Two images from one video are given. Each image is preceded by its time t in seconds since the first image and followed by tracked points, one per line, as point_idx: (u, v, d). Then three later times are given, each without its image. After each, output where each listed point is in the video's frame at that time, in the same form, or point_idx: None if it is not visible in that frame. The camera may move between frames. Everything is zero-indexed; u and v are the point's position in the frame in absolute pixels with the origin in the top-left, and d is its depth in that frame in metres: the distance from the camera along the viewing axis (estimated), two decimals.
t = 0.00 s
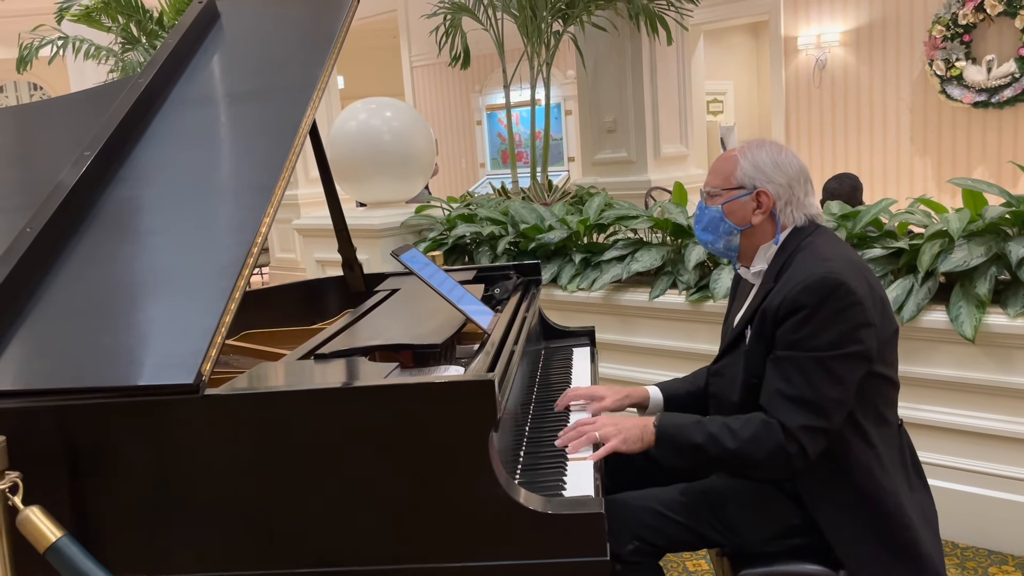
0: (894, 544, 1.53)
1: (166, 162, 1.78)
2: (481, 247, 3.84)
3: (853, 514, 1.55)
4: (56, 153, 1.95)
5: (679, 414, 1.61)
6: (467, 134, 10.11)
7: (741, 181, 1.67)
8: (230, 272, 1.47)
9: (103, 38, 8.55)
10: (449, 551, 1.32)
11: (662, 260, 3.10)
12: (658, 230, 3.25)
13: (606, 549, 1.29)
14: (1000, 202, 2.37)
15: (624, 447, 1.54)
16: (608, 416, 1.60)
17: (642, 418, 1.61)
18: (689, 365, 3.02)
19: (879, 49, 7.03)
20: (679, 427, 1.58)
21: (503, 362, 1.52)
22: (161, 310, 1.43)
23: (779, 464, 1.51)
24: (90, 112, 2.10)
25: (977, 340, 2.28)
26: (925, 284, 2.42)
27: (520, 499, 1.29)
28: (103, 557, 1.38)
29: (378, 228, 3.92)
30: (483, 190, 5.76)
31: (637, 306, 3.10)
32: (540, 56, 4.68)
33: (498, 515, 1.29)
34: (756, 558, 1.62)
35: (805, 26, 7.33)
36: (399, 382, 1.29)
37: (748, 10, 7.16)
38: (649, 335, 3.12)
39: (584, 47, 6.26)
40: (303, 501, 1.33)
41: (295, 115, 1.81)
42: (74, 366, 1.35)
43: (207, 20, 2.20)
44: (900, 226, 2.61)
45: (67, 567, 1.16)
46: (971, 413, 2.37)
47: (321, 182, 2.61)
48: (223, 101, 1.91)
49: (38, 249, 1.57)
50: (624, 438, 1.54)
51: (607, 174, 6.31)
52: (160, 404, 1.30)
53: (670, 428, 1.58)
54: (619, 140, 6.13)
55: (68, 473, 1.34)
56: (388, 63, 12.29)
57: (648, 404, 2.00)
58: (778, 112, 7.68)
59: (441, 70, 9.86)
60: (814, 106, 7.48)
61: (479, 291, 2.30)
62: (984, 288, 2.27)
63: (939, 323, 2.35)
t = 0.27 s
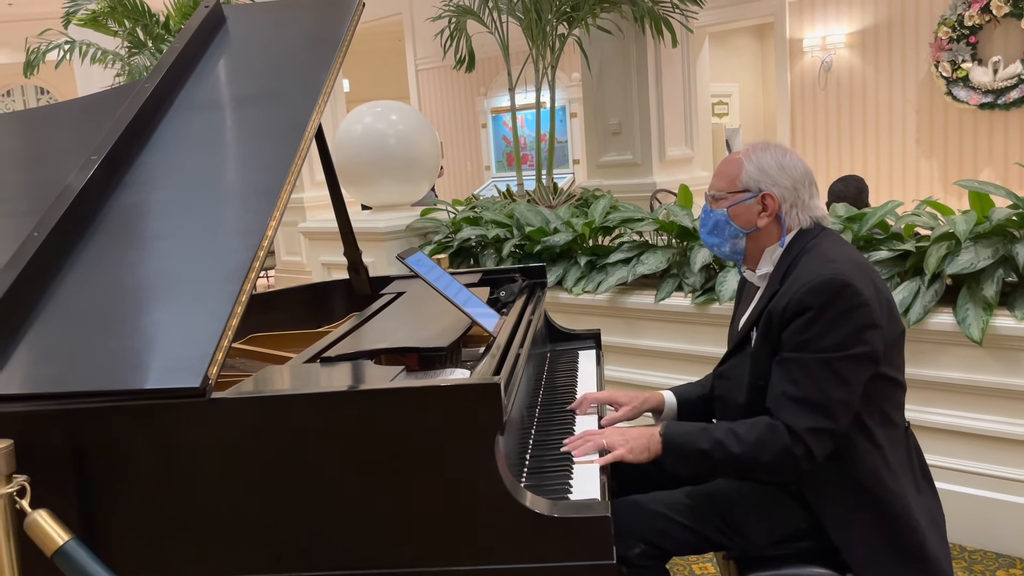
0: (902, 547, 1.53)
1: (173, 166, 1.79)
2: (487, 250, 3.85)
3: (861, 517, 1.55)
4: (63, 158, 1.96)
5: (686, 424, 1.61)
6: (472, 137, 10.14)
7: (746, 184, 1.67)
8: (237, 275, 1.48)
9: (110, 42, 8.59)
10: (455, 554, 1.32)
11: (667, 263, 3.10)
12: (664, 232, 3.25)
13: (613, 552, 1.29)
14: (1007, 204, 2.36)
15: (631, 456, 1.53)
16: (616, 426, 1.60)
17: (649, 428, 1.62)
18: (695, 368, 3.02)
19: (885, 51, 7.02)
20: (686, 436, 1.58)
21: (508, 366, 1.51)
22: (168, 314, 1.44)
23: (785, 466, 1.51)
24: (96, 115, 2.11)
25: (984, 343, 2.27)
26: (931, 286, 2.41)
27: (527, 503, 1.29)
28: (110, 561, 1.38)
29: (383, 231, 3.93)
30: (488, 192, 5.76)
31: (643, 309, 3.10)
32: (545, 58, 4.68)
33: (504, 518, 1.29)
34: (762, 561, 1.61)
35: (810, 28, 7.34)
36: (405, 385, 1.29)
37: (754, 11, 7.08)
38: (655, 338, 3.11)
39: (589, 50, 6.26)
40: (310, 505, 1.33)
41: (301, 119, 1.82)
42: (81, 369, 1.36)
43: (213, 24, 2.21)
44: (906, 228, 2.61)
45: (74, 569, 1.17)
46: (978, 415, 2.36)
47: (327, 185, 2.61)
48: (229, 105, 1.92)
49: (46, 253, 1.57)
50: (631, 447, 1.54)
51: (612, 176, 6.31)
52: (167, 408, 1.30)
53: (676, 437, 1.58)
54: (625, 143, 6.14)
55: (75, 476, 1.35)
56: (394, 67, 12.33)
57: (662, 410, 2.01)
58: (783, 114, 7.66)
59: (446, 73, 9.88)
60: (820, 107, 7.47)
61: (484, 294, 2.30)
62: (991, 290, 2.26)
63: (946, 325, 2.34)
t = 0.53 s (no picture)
0: (906, 549, 1.52)
1: (179, 170, 1.80)
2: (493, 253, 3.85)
3: (865, 519, 1.55)
4: (70, 162, 1.97)
5: (686, 418, 1.63)
6: (477, 140, 10.15)
7: (742, 193, 1.68)
8: (243, 279, 1.49)
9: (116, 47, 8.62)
10: (461, 557, 1.32)
11: (673, 266, 3.10)
12: (669, 235, 3.25)
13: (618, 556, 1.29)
14: (1013, 206, 2.35)
15: (634, 450, 1.56)
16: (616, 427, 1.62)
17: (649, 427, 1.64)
18: (701, 371, 3.01)
19: (890, 53, 7.00)
20: (685, 429, 1.60)
21: (514, 369, 1.52)
22: (175, 318, 1.45)
23: (785, 466, 1.51)
24: (103, 119, 2.11)
25: (990, 345, 2.27)
26: (938, 288, 2.40)
27: (533, 505, 1.29)
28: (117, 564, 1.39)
29: (389, 234, 3.94)
30: (493, 196, 5.77)
31: (648, 311, 3.10)
32: (550, 62, 4.69)
33: (511, 521, 1.29)
34: (768, 564, 1.61)
35: (815, 30, 7.37)
36: (411, 389, 1.29)
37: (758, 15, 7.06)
38: (660, 340, 3.11)
39: (594, 53, 6.27)
40: (315, 508, 1.33)
41: (307, 123, 1.83)
42: (88, 373, 1.36)
43: (220, 28, 2.22)
44: (912, 230, 2.60)
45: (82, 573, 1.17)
46: (985, 418, 2.35)
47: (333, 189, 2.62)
48: (235, 109, 1.93)
49: (53, 257, 1.58)
50: (633, 442, 1.56)
51: (617, 179, 6.31)
52: (173, 412, 1.31)
53: (676, 431, 1.60)
54: (630, 146, 6.14)
55: (82, 480, 1.35)
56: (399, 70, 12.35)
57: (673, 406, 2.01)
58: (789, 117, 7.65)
59: (451, 77, 9.90)
60: (825, 110, 7.46)
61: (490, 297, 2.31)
62: (997, 292, 2.25)
63: (953, 328, 2.33)
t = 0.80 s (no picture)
0: (910, 549, 1.52)
1: (185, 174, 1.81)
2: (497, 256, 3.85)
3: (869, 520, 1.55)
4: (77, 167, 1.98)
5: (692, 423, 1.61)
6: (481, 143, 10.17)
7: (737, 200, 1.69)
8: (250, 282, 1.50)
9: (122, 52, 8.66)
10: (467, 560, 1.32)
11: (677, 268, 3.10)
12: (674, 238, 3.25)
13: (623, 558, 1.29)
14: (1018, 208, 2.35)
15: (638, 456, 1.54)
16: (621, 427, 1.58)
17: (653, 428, 1.60)
18: (706, 373, 3.01)
19: (894, 55, 7.00)
20: (690, 434, 1.58)
21: (519, 372, 1.52)
22: (182, 322, 1.46)
23: (791, 467, 1.51)
24: (109, 124, 2.12)
25: (996, 348, 2.26)
26: (943, 291, 2.40)
27: (538, 508, 1.29)
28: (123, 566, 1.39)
29: (393, 238, 3.95)
30: (497, 199, 5.77)
31: (653, 314, 3.10)
32: (555, 65, 4.69)
33: (517, 524, 1.29)
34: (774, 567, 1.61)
35: (819, 32, 7.29)
36: (418, 393, 1.29)
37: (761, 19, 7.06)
38: (665, 343, 3.11)
39: (598, 57, 6.27)
40: (321, 510, 1.34)
41: (312, 127, 1.84)
42: (95, 377, 1.37)
43: (225, 33, 2.23)
44: (916, 233, 2.60)
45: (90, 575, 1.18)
46: (991, 420, 2.34)
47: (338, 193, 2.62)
48: (242, 113, 1.94)
49: (61, 261, 1.59)
50: (638, 448, 1.54)
51: (621, 182, 6.31)
52: (180, 414, 1.31)
53: (682, 437, 1.58)
54: (634, 149, 6.14)
55: (90, 482, 1.36)
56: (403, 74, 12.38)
57: (669, 397, 2.02)
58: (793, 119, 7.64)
59: (455, 80, 9.93)
60: (829, 112, 7.45)
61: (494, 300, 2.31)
62: (1002, 294, 2.25)
63: (958, 330, 2.32)
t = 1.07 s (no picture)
0: (908, 549, 1.53)
1: (190, 178, 1.82)
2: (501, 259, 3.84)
3: (869, 520, 1.56)
4: (85, 171, 1.99)
5: (689, 414, 1.63)
6: (486, 146, 10.19)
7: (741, 199, 1.71)
8: (256, 286, 1.51)
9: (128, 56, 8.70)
10: (473, 562, 1.33)
11: (681, 271, 3.11)
12: (678, 240, 3.26)
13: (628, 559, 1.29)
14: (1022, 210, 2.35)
15: (632, 442, 1.57)
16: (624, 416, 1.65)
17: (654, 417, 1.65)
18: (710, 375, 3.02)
19: (898, 57, 7.00)
20: (686, 425, 1.60)
21: (523, 374, 1.53)
22: (189, 325, 1.47)
23: (779, 463, 1.52)
24: (116, 128, 2.13)
25: (1000, 350, 2.26)
26: (947, 293, 2.40)
27: (542, 509, 1.30)
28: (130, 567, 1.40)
29: (398, 240, 3.97)
30: (501, 202, 5.79)
31: (656, 316, 3.11)
32: (559, 68, 4.70)
33: (521, 525, 1.30)
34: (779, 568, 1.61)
35: (823, 35, 7.30)
36: (423, 395, 1.30)
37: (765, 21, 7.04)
38: (669, 345, 3.11)
39: (601, 59, 6.28)
40: (327, 511, 1.35)
41: (317, 132, 1.85)
42: (103, 380, 1.38)
43: (231, 38, 2.24)
44: (921, 235, 2.61)
45: None
46: (995, 422, 2.34)
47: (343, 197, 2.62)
48: (247, 117, 1.95)
49: (69, 264, 1.60)
50: (632, 434, 1.58)
51: (625, 185, 6.31)
52: (186, 416, 1.32)
53: (679, 425, 1.61)
54: (638, 151, 6.15)
55: (98, 484, 1.37)
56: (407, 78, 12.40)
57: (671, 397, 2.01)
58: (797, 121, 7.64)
59: (459, 83, 9.95)
60: (833, 114, 7.44)
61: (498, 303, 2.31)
62: (1007, 296, 2.25)
63: (962, 332, 2.32)
